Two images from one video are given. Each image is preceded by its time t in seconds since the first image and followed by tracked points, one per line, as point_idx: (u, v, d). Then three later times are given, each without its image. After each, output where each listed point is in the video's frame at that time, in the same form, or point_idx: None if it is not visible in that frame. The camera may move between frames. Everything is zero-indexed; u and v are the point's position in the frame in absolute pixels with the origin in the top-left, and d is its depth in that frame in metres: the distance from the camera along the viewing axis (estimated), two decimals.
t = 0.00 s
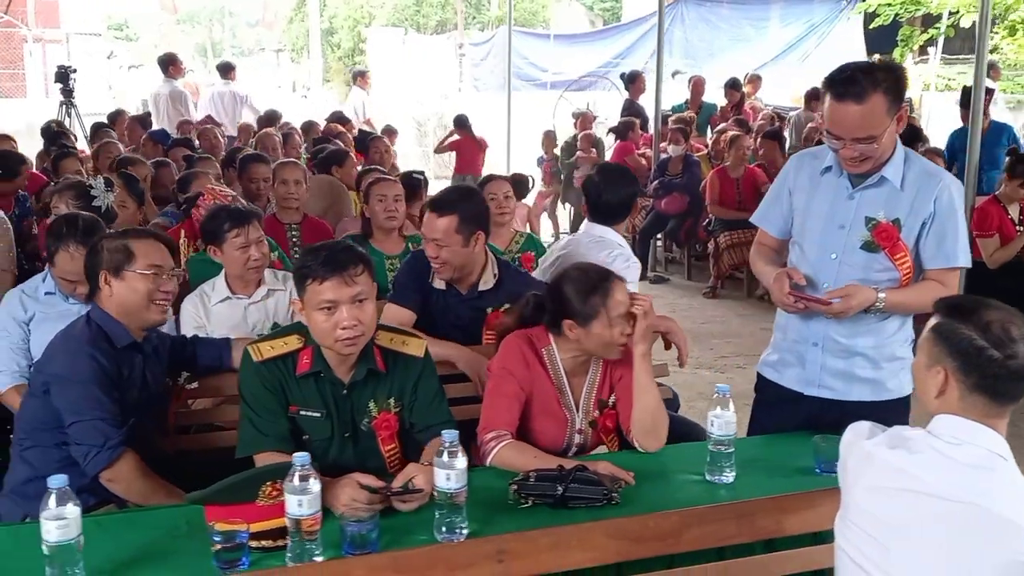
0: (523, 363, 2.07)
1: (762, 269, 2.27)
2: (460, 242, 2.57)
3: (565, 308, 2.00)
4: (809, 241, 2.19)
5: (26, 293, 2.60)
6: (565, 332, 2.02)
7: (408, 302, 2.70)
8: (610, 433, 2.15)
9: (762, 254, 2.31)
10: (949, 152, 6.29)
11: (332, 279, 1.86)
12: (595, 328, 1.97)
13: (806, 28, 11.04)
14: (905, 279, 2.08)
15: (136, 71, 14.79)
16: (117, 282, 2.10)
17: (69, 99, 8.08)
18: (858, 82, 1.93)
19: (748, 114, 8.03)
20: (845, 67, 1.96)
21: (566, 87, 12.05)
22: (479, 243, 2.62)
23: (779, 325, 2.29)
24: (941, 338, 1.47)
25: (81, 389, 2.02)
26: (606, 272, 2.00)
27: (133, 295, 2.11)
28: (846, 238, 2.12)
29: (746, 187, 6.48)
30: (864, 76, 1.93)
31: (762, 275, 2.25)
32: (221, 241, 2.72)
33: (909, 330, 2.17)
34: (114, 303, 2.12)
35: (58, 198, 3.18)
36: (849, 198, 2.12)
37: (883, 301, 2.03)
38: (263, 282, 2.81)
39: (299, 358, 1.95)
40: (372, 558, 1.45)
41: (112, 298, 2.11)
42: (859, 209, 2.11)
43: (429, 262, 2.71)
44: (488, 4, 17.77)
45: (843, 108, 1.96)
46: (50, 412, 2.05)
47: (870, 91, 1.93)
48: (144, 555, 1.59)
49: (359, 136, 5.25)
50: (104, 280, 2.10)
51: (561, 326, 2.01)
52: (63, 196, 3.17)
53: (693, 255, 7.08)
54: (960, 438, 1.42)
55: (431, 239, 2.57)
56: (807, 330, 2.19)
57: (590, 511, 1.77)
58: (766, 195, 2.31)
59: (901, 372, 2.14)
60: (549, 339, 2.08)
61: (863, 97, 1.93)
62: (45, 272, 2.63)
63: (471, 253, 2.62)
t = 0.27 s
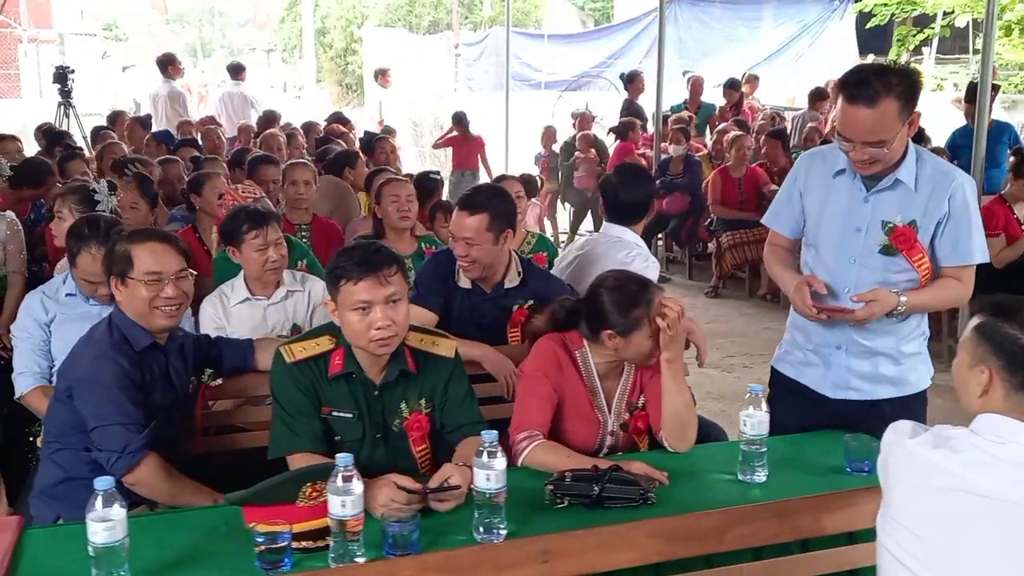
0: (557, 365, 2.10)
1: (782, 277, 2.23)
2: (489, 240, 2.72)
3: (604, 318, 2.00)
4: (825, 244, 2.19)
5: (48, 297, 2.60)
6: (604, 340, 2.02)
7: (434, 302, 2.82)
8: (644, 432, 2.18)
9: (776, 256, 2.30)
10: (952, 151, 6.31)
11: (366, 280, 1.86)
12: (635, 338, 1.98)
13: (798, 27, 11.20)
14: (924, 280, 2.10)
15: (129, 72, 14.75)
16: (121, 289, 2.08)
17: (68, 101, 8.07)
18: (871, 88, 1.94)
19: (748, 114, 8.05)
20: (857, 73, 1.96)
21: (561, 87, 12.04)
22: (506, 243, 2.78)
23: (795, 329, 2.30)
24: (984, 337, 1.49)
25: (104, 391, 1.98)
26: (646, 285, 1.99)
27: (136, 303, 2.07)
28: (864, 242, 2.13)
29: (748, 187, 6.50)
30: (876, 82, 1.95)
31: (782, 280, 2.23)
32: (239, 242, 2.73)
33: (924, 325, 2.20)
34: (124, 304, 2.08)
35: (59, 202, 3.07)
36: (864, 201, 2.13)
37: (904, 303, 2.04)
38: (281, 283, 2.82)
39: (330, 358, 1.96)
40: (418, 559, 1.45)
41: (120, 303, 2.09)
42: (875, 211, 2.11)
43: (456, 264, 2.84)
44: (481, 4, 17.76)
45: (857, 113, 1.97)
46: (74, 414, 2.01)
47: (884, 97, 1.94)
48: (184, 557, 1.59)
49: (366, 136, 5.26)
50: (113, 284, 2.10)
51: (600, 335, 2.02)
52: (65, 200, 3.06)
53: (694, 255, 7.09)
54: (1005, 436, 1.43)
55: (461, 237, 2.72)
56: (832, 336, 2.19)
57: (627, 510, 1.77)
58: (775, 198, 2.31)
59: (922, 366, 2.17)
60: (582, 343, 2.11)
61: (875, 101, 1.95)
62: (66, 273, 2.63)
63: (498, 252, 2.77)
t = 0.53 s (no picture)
0: (584, 368, 2.13)
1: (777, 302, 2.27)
2: (508, 237, 2.74)
3: (634, 319, 2.02)
4: (813, 259, 2.30)
5: (67, 299, 2.59)
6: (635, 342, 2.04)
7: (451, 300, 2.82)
8: (667, 431, 2.23)
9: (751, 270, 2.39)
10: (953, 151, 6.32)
11: (399, 281, 1.88)
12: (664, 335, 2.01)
13: (789, 29, 11.19)
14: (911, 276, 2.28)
15: (121, 72, 14.72)
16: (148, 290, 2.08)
17: (64, 101, 8.05)
18: (854, 117, 2.01)
19: (745, 114, 8.08)
20: (833, 97, 2.03)
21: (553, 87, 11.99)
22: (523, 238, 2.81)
23: (785, 337, 2.39)
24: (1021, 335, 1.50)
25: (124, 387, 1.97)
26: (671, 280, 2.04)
27: (163, 303, 2.07)
28: (855, 253, 2.26)
29: (748, 188, 6.53)
30: (857, 108, 2.00)
31: (771, 298, 2.29)
32: (253, 243, 2.75)
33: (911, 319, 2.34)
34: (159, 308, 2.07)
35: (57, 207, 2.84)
36: (848, 216, 2.25)
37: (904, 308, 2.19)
38: (299, 284, 2.83)
39: (361, 359, 1.96)
40: (462, 559, 1.46)
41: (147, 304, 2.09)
42: (861, 223, 2.25)
43: (470, 262, 2.85)
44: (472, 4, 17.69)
45: (841, 140, 2.04)
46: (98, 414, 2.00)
47: (867, 123, 2.01)
48: (223, 558, 1.59)
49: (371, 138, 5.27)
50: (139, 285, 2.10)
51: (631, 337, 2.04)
52: (64, 206, 2.83)
53: (694, 255, 7.11)
54: None
55: (480, 234, 2.73)
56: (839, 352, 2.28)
57: (660, 509, 1.78)
58: (743, 214, 2.39)
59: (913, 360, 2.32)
60: (610, 345, 2.13)
61: (861, 131, 2.02)
62: (84, 276, 2.63)
63: (515, 250, 2.79)
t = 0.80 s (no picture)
0: (612, 364, 2.15)
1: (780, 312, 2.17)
2: (527, 236, 2.76)
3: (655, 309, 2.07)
4: (807, 270, 2.24)
5: (89, 299, 2.59)
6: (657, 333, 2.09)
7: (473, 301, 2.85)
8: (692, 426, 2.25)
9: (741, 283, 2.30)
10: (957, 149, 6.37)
11: (432, 280, 1.88)
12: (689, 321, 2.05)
13: (783, 29, 11.36)
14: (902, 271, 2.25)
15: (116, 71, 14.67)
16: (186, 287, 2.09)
17: (64, 101, 8.03)
18: (836, 139, 1.98)
19: (745, 114, 8.11)
20: (815, 118, 2.00)
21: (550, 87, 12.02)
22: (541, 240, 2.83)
23: (776, 338, 2.34)
24: None
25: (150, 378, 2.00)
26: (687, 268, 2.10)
27: (200, 300, 2.08)
28: (850, 260, 2.20)
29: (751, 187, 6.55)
30: (839, 131, 1.98)
31: (769, 306, 2.20)
32: (273, 242, 2.74)
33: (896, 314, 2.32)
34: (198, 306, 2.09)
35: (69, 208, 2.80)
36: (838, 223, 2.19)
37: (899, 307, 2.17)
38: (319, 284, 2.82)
39: (393, 357, 1.97)
40: (508, 554, 1.46)
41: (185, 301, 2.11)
42: (853, 229, 2.18)
43: (490, 264, 2.88)
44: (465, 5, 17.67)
45: (826, 161, 2.02)
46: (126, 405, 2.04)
47: (849, 142, 1.98)
48: (266, 555, 1.60)
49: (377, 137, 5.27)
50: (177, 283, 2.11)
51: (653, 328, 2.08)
52: (77, 207, 2.79)
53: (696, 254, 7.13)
54: None
55: (500, 233, 2.75)
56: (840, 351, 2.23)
57: (695, 505, 1.79)
58: (728, 230, 2.29)
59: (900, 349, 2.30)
60: (636, 343, 2.15)
61: (845, 150, 1.99)
62: (105, 275, 2.63)
63: (533, 250, 2.81)
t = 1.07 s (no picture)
0: (633, 359, 2.24)
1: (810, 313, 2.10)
2: (547, 229, 2.81)
3: (663, 293, 2.19)
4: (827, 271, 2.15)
5: (117, 300, 2.60)
6: (663, 317, 2.20)
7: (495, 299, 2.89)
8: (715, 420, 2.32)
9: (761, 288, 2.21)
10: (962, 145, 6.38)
11: (469, 281, 1.90)
12: (693, 307, 2.16)
13: (781, 30, 11.37)
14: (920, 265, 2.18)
15: (115, 73, 14.67)
16: (238, 286, 2.16)
17: (69, 102, 8.04)
18: (858, 144, 1.90)
19: (748, 115, 8.14)
20: (836, 123, 1.92)
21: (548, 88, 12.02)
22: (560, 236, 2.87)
23: (796, 337, 2.28)
24: None
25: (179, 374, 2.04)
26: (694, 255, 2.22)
27: (256, 297, 2.17)
28: (871, 258, 2.11)
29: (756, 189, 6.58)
30: (861, 136, 1.90)
31: (798, 307, 2.12)
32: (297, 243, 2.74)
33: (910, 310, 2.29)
34: (236, 306, 2.18)
35: (99, 209, 2.89)
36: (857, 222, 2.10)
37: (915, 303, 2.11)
38: (343, 284, 2.84)
39: (429, 358, 2.00)
40: (558, 551, 1.48)
41: (234, 302, 2.17)
42: (872, 227, 2.10)
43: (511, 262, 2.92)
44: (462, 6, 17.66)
45: (849, 167, 1.93)
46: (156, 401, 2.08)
47: (874, 145, 1.90)
48: (313, 554, 1.63)
49: (387, 139, 5.30)
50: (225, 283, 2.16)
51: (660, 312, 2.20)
52: (107, 207, 2.88)
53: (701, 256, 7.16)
54: None
55: (521, 227, 2.80)
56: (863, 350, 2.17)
57: (732, 504, 1.82)
58: (745, 235, 2.19)
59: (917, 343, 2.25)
60: (652, 335, 2.26)
61: (870, 152, 1.90)
62: (133, 277, 2.64)
63: (553, 245, 2.85)
